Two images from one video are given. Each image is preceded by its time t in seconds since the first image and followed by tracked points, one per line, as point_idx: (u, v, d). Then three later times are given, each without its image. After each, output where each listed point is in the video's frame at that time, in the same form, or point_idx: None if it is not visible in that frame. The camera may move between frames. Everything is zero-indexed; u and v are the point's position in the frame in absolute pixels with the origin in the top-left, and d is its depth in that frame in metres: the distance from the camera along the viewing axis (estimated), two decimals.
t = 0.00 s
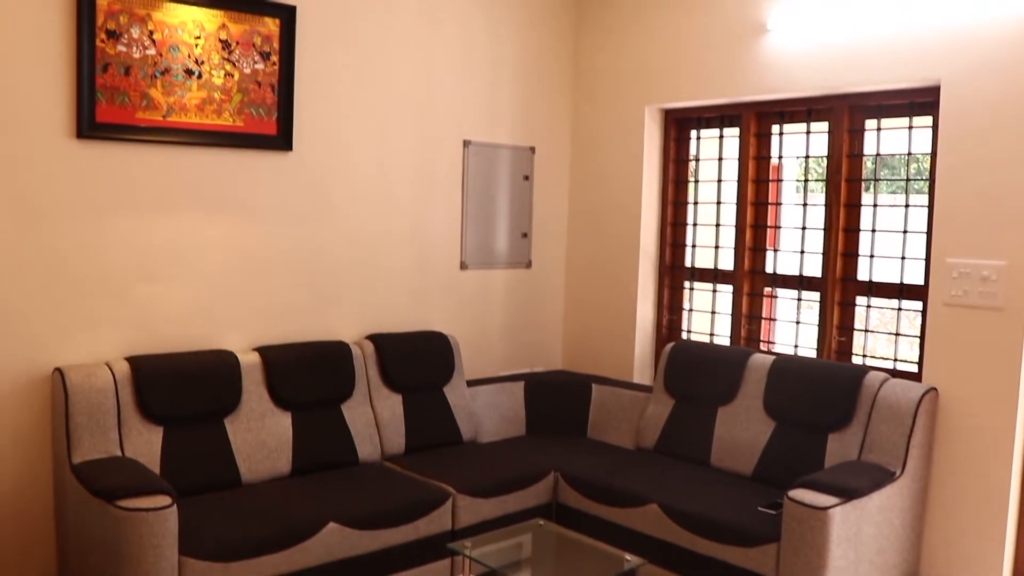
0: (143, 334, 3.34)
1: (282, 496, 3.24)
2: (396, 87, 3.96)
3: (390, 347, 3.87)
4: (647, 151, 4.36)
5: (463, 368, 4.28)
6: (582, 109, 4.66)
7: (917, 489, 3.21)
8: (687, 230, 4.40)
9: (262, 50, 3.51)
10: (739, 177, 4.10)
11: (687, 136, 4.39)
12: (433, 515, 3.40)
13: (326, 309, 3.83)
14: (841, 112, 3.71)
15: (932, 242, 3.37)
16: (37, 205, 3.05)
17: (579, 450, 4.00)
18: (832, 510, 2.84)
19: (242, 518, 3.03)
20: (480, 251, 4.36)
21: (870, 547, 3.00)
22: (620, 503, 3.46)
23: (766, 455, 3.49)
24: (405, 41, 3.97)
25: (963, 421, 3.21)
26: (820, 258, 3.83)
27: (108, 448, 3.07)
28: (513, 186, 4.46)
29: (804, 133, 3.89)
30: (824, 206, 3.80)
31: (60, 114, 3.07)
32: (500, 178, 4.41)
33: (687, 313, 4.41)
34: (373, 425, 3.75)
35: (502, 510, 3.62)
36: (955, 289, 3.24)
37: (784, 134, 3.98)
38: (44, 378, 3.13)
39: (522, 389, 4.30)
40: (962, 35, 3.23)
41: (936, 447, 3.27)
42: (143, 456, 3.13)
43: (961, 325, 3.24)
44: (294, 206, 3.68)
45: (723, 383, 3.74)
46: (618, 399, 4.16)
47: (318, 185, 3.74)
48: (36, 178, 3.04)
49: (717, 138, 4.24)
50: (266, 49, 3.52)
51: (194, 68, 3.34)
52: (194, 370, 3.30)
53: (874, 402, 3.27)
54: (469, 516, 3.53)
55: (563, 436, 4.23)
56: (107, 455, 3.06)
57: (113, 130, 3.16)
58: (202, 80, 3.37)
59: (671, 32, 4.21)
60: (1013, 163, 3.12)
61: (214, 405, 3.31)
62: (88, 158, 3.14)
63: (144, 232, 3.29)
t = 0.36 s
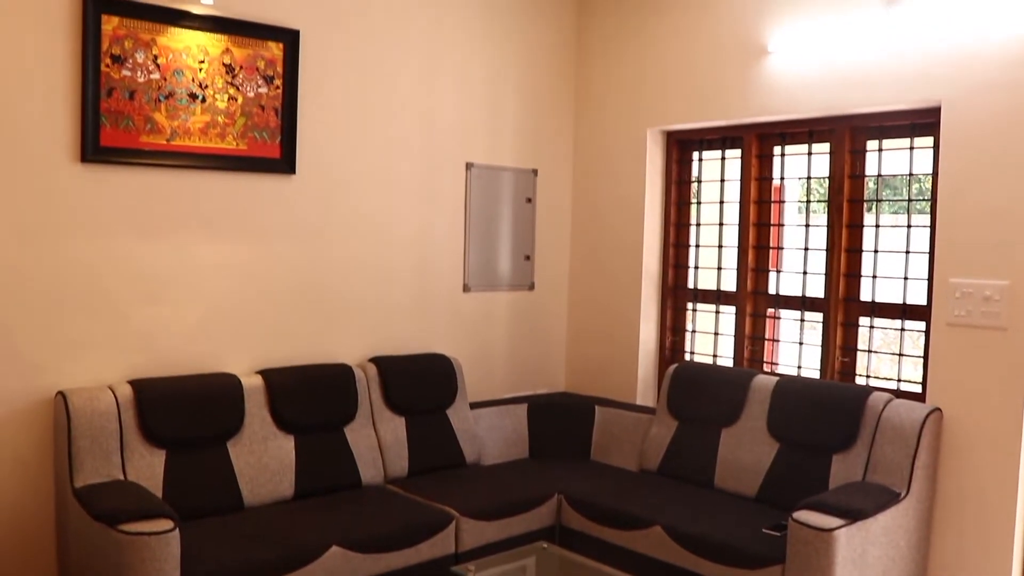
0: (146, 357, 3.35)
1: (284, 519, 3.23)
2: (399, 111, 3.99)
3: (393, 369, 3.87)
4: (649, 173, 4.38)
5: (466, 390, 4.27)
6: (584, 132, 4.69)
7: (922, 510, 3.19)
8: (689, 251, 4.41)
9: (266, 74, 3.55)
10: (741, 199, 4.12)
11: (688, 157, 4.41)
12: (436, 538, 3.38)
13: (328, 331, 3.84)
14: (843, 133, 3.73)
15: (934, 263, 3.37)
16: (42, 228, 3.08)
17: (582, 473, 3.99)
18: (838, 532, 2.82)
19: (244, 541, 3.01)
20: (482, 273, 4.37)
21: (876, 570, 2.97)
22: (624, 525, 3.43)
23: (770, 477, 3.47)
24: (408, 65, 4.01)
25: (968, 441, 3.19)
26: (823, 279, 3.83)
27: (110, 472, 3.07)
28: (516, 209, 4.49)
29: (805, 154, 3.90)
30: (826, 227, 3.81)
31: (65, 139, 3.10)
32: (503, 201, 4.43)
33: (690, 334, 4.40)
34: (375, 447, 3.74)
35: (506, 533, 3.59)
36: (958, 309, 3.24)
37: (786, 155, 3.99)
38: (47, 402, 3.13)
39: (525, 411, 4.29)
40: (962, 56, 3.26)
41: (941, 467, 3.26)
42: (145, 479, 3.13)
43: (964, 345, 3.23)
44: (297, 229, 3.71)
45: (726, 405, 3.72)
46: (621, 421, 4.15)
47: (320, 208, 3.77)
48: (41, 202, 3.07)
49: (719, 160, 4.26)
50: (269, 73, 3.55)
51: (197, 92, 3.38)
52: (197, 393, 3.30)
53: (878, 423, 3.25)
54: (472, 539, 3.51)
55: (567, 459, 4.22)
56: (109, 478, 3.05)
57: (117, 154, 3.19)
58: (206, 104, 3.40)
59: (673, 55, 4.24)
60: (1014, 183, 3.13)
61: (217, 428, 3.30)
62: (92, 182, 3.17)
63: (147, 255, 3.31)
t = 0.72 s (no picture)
0: (147, 379, 3.35)
1: (285, 541, 3.22)
2: (401, 134, 4.02)
3: (395, 391, 3.87)
4: (650, 194, 4.40)
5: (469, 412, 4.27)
6: (586, 154, 4.72)
7: (928, 531, 3.17)
8: (691, 272, 4.42)
9: (268, 97, 3.58)
10: (742, 220, 4.13)
11: (690, 179, 4.43)
12: (438, 561, 3.34)
13: (330, 353, 3.84)
14: (843, 153, 3.74)
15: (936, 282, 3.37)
16: (45, 251, 3.10)
17: (585, 494, 3.97)
18: (842, 553, 2.80)
19: (245, 563, 2.99)
20: (484, 295, 4.38)
21: None
22: (627, 547, 3.41)
23: (774, 498, 3.45)
24: (410, 88, 4.05)
25: (973, 461, 3.18)
26: (825, 299, 3.83)
27: (111, 495, 3.06)
28: (518, 230, 4.50)
29: (806, 175, 3.92)
30: (828, 247, 3.81)
31: (69, 163, 3.13)
32: (505, 223, 4.45)
33: (693, 355, 4.40)
34: (378, 469, 3.73)
35: (509, 556, 3.57)
36: (960, 329, 3.24)
37: (787, 176, 4.01)
38: (48, 425, 3.14)
39: (527, 433, 4.28)
40: (960, 78, 3.28)
41: (945, 487, 3.24)
42: (146, 502, 3.12)
43: (968, 365, 3.22)
44: (300, 251, 3.72)
45: (730, 426, 3.71)
46: (624, 442, 4.14)
47: (323, 230, 3.79)
48: (45, 225, 3.09)
49: (720, 181, 4.27)
50: (271, 96, 3.59)
51: (200, 115, 3.41)
52: (199, 415, 3.29)
53: (882, 443, 3.23)
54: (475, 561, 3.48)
55: (570, 480, 4.20)
56: (110, 501, 3.04)
57: (120, 177, 3.22)
58: (209, 126, 3.43)
59: (673, 77, 4.28)
60: (1016, 202, 3.14)
61: (219, 451, 3.30)
62: (96, 205, 3.20)
63: (150, 278, 3.33)
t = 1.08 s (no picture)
0: (149, 399, 3.35)
1: (286, 561, 3.20)
2: (402, 153, 4.05)
3: (397, 410, 3.86)
4: (652, 213, 4.41)
5: (471, 431, 4.26)
6: (587, 173, 4.73)
7: (933, 549, 3.15)
8: (693, 290, 4.42)
9: (271, 117, 3.61)
10: (744, 238, 4.13)
11: (691, 197, 4.44)
12: None
13: (332, 372, 3.84)
14: (844, 171, 3.75)
15: (939, 299, 3.37)
16: (48, 270, 3.12)
17: (588, 513, 3.95)
18: (846, 572, 2.78)
19: None
20: (486, 314, 4.38)
21: None
22: (631, 567, 3.39)
23: (778, 517, 3.43)
24: (412, 108, 4.07)
25: (978, 479, 3.17)
26: (827, 316, 3.83)
27: (112, 515, 3.05)
28: (519, 249, 4.51)
29: (808, 193, 3.92)
30: (830, 265, 3.81)
31: (72, 183, 3.15)
32: (507, 242, 4.46)
33: (695, 373, 4.39)
34: (380, 489, 3.71)
35: None
36: (963, 346, 3.23)
37: (788, 194, 4.01)
38: (49, 445, 3.14)
39: (529, 452, 4.27)
40: (959, 95, 3.30)
41: (950, 504, 3.22)
42: (148, 522, 3.10)
43: (972, 382, 3.21)
44: (302, 270, 3.74)
45: (733, 444, 3.69)
46: (627, 461, 4.12)
47: (325, 249, 3.80)
48: (49, 244, 3.11)
49: (721, 199, 4.28)
50: (274, 116, 3.62)
51: (203, 135, 3.43)
52: (200, 434, 3.29)
53: (885, 461, 3.22)
54: None
55: (573, 500, 4.18)
56: (112, 521, 3.03)
57: (123, 197, 3.24)
58: (211, 146, 3.46)
59: (674, 96, 4.30)
60: (1016, 219, 3.14)
61: (221, 470, 3.29)
62: (99, 225, 3.22)
63: (152, 297, 3.34)
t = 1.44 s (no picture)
0: (153, 421, 3.36)
1: None
2: (406, 175, 4.07)
3: (401, 432, 3.86)
4: (655, 234, 4.42)
5: (475, 453, 4.24)
6: (590, 194, 4.75)
7: (941, 570, 3.12)
8: (697, 310, 4.41)
9: (275, 140, 3.64)
10: (747, 258, 4.13)
11: (694, 218, 4.45)
12: None
13: (336, 394, 3.84)
14: (846, 191, 3.76)
15: (943, 318, 3.36)
16: (54, 293, 3.14)
17: (593, 535, 3.92)
18: None
19: None
20: (490, 335, 4.39)
21: None
22: None
23: (785, 538, 3.40)
24: (415, 131, 4.11)
25: (986, 498, 3.14)
26: (832, 336, 3.82)
27: (116, 538, 3.04)
28: (523, 270, 4.52)
29: (810, 213, 3.93)
30: (833, 284, 3.81)
31: (77, 207, 3.18)
32: (510, 264, 4.47)
33: (700, 394, 4.38)
34: (384, 511, 3.69)
35: None
36: (968, 364, 3.22)
37: (791, 214, 4.02)
38: (53, 468, 3.14)
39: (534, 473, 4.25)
40: (960, 113, 3.31)
41: (958, 524, 3.20)
42: (151, 545, 3.09)
43: (977, 401, 3.20)
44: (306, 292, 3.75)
45: (738, 465, 3.67)
46: (632, 482, 4.11)
47: (329, 271, 3.82)
48: (55, 267, 3.14)
49: (724, 220, 4.29)
50: (278, 139, 3.65)
51: (208, 159, 3.46)
52: (204, 456, 3.29)
53: (892, 481, 3.20)
54: None
55: (578, 521, 4.15)
56: (115, 544, 3.02)
57: (128, 220, 3.26)
58: (216, 169, 3.48)
59: (676, 118, 4.33)
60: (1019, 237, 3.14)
61: (225, 492, 3.28)
62: (104, 247, 3.24)
63: (156, 319, 3.35)
